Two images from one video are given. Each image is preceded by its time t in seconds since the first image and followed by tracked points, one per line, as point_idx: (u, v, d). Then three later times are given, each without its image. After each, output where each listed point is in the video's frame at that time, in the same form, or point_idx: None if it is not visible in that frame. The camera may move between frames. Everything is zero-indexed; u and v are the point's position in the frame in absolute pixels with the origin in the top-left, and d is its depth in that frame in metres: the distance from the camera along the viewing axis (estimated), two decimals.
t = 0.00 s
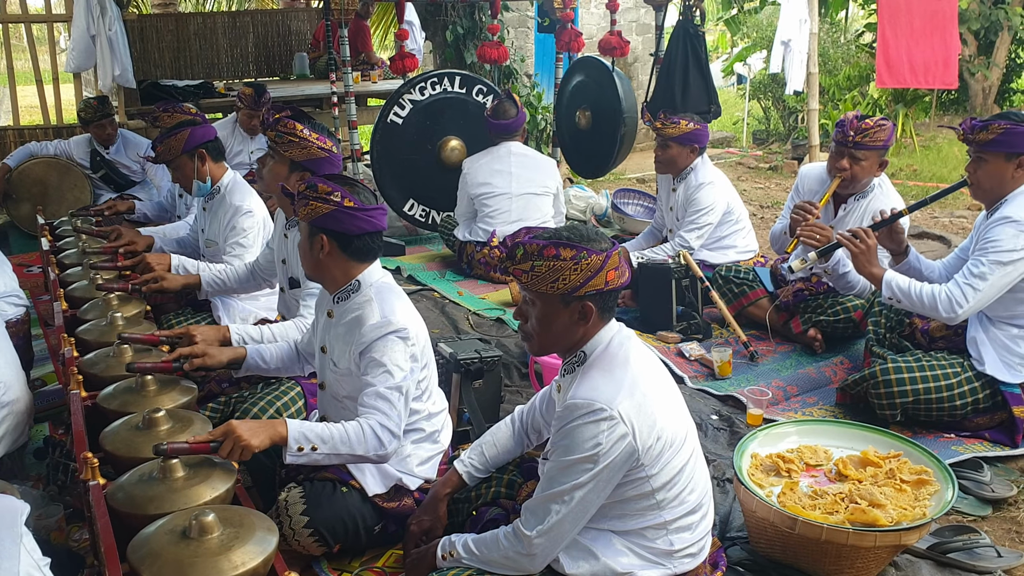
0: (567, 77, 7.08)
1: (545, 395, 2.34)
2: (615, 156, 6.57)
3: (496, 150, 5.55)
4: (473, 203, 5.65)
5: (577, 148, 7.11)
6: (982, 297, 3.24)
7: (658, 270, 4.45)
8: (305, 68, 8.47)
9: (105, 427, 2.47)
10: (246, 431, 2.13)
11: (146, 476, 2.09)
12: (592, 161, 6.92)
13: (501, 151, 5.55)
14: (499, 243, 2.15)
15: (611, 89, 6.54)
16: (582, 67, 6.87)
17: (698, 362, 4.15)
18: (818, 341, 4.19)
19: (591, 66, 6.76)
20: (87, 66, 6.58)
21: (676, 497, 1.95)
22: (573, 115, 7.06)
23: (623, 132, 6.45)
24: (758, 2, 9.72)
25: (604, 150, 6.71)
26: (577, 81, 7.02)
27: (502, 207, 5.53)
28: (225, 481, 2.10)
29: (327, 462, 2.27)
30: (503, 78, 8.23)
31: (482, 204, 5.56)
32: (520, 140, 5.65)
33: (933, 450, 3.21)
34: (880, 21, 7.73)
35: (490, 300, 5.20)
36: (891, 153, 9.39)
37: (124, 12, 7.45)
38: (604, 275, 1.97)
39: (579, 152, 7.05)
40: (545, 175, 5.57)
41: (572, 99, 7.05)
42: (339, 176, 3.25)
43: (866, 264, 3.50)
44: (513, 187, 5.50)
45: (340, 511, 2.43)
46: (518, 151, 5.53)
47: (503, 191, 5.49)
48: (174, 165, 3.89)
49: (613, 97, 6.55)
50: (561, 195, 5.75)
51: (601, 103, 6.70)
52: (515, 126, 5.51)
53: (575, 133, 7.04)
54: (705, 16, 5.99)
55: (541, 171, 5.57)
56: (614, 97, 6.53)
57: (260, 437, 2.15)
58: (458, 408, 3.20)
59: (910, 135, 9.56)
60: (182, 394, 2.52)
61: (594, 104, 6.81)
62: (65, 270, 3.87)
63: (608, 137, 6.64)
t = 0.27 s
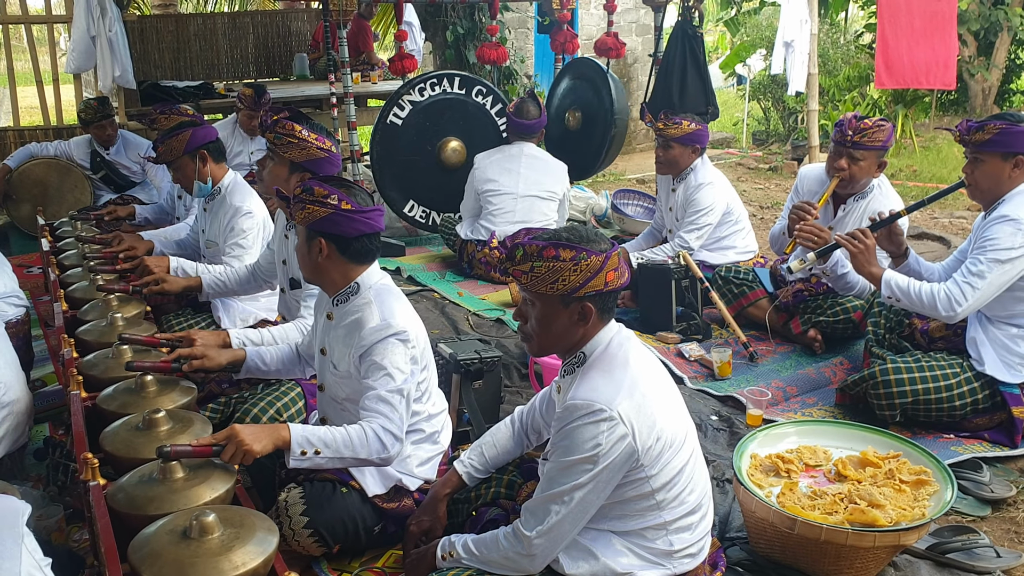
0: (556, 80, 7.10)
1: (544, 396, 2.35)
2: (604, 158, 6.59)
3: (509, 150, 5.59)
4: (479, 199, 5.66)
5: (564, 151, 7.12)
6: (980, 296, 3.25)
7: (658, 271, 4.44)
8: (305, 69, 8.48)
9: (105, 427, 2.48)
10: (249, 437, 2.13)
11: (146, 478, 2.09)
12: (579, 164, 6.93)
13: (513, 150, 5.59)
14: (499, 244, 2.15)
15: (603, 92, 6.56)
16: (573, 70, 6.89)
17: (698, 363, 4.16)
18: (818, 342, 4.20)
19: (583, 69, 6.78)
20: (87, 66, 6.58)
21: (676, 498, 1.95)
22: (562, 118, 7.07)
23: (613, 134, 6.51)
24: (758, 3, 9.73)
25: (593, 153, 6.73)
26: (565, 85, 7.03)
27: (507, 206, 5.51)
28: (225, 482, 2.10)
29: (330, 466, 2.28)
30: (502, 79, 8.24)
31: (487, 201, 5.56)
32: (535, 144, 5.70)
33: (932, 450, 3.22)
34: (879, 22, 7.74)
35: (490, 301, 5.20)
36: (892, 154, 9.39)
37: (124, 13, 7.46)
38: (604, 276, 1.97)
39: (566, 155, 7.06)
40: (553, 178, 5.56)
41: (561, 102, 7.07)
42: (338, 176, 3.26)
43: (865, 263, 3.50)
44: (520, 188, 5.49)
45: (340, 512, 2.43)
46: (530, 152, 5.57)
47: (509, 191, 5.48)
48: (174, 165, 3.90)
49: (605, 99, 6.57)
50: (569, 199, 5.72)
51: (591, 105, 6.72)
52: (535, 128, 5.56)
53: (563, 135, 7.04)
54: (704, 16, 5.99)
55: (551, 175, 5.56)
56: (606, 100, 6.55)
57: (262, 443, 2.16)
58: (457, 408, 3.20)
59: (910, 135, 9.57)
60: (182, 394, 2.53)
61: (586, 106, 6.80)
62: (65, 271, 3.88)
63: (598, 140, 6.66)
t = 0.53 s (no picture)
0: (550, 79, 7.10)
1: (543, 395, 2.35)
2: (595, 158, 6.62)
3: (520, 150, 5.53)
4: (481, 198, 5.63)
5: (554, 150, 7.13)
6: (978, 296, 3.26)
7: (656, 271, 4.44)
8: (304, 68, 8.48)
9: (104, 427, 2.48)
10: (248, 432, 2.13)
11: (145, 476, 2.09)
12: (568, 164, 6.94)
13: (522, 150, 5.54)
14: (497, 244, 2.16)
15: (597, 93, 6.57)
16: (567, 70, 6.90)
17: (696, 363, 4.16)
18: (816, 342, 4.21)
19: (577, 69, 6.79)
20: (85, 66, 6.57)
21: (674, 497, 1.95)
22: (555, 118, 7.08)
23: (606, 133, 6.56)
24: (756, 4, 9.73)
25: (584, 153, 6.75)
26: (559, 85, 7.04)
27: (509, 207, 5.45)
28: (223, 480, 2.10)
29: (328, 463, 2.29)
30: (500, 79, 8.24)
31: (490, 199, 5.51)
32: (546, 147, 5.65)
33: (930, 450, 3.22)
34: (878, 23, 7.77)
35: (489, 300, 5.20)
36: (890, 154, 9.40)
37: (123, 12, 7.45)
38: (602, 275, 1.97)
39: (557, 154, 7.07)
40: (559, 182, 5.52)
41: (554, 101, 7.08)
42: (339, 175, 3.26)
43: (861, 265, 3.50)
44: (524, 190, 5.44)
45: (339, 512, 2.43)
46: (540, 154, 5.52)
47: (511, 192, 5.44)
48: (175, 162, 3.89)
49: (598, 100, 6.58)
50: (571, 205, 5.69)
51: (583, 106, 6.72)
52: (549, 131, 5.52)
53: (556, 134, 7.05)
54: (701, 16, 5.99)
55: (555, 179, 5.52)
56: (600, 101, 6.56)
57: (262, 436, 2.16)
58: (456, 408, 3.21)
59: (908, 135, 9.58)
60: (180, 394, 2.53)
61: (580, 106, 6.78)
62: (64, 270, 3.88)
63: (589, 140, 6.68)
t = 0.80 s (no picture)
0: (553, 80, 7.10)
1: (541, 396, 2.35)
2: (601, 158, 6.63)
3: (524, 151, 5.51)
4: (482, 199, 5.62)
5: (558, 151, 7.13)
6: (976, 298, 3.26)
7: (654, 272, 4.44)
8: (302, 69, 8.48)
9: (103, 428, 2.48)
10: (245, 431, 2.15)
11: (143, 478, 2.09)
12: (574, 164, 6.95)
13: (526, 152, 5.52)
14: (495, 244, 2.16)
15: (599, 93, 6.58)
16: (569, 70, 6.90)
17: (694, 363, 4.16)
18: (814, 342, 4.22)
19: (579, 70, 6.79)
20: (83, 66, 6.57)
21: (672, 498, 1.96)
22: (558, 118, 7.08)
23: (609, 134, 6.57)
24: (755, 5, 9.74)
25: (589, 153, 6.75)
26: (561, 85, 7.03)
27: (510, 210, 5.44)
28: (222, 481, 2.10)
29: (325, 466, 2.30)
30: (499, 80, 8.25)
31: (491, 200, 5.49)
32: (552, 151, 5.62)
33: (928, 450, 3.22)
34: (876, 24, 7.80)
35: (487, 301, 5.21)
36: (889, 155, 9.41)
37: (122, 13, 7.45)
38: (599, 276, 1.98)
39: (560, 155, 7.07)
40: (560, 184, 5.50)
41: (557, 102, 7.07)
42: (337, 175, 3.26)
43: (860, 267, 3.50)
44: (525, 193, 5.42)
45: (337, 513, 2.44)
46: (543, 157, 5.50)
47: (513, 194, 5.42)
48: (176, 161, 3.90)
49: (601, 101, 6.59)
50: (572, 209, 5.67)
51: (586, 106, 6.72)
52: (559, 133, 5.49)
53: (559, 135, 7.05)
54: (699, 17, 5.99)
55: (556, 183, 5.48)
56: (602, 101, 6.57)
57: (259, 438, 2.18)
58: (454, 409, 3.21)
59: (906, 136, 9.59)
60: (179, 395, 2.53)
61: (583, 107, 6.77)
62: (62, 272, 3.88)
63: (594, 140, 6.68)
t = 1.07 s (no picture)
0: (561, 80, 7.11)
1: (540, 397, 2.35)
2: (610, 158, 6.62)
3: (524, 151, 5.52)
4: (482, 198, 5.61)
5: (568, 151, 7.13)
6: (975, 298, 3.26)
7: (653, 272, 4.44)
8: (301, 70, 8.48)
9: (101, 429, 2.48)
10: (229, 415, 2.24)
11: (142, 479, 2.09)
12: (583, 164, 6.95)
13: (526, 152, 5.52)
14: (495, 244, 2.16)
15: (605, 93, 6.58)
16: (576, 70, 6.91)
17: (694, 364, 4.16)
18: (813, 343, 4.21)
19: (585, 70, 6.80)
20: (82, 67, 6.57)
21: (670, 499, 1.95)
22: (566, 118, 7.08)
23: (617, 134, 6.57)
24: (754, 5, 9.74)
25: (597, 152, 6.75)
26: (569, 85, 7.04)
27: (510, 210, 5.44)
28: (221, 482, 2.10)
29: (308, 463, 2.33)
30: (498, 80, 8.26)
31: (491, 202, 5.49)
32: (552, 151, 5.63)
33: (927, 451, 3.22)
34: (874, 23, 7.81)
35: (486, 301, 5.21)
36: (888, 155, 9.41)
37: (120, 14, 7.45)
38: (598, 277, 1.98)
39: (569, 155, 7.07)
40: (558, 184, 5.50)
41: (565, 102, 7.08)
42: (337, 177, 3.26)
43: (859, 268, 3.50)
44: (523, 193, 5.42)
45: (336, 514, 2.44)
46: (541, 156, 5.50)
47: (514, 195, 5.42)
48: (183, 152, 3.86)
49: (607, 100, 6.59)
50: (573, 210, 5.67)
51: (593, 106, 6.73)
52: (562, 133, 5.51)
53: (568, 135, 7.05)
54: (699, 17, 5.99)
55: (556, 183, 5.48)
56: (608, 100, 6.57)
57: (240, 422, 2.25)
58: (453, 410, 3.21)
59: (905, 136, 9.59)
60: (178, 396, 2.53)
61: (589, 107, 6.80)
62: (61, 273, 3.88)
63: (602, 140, 6.69)
